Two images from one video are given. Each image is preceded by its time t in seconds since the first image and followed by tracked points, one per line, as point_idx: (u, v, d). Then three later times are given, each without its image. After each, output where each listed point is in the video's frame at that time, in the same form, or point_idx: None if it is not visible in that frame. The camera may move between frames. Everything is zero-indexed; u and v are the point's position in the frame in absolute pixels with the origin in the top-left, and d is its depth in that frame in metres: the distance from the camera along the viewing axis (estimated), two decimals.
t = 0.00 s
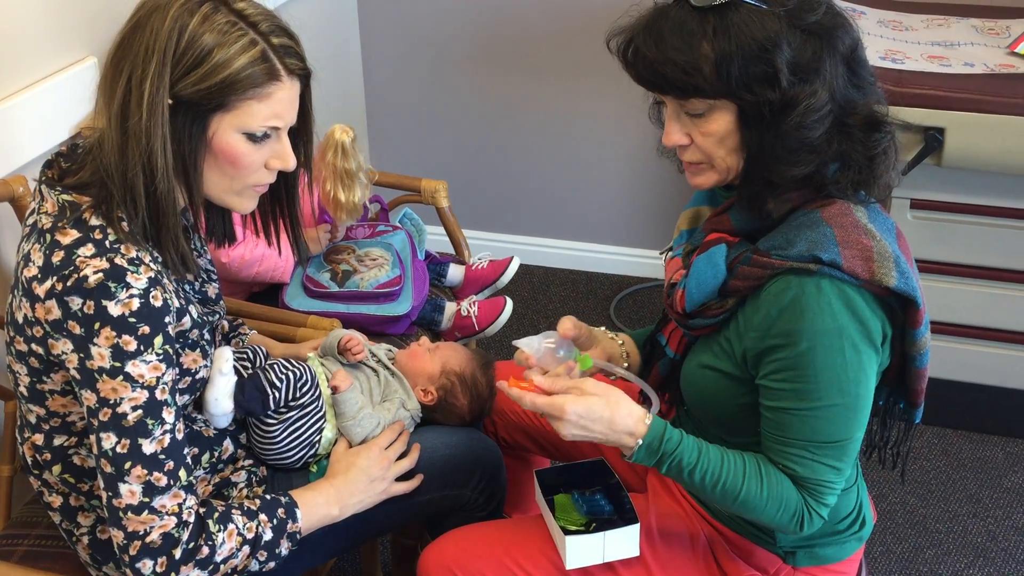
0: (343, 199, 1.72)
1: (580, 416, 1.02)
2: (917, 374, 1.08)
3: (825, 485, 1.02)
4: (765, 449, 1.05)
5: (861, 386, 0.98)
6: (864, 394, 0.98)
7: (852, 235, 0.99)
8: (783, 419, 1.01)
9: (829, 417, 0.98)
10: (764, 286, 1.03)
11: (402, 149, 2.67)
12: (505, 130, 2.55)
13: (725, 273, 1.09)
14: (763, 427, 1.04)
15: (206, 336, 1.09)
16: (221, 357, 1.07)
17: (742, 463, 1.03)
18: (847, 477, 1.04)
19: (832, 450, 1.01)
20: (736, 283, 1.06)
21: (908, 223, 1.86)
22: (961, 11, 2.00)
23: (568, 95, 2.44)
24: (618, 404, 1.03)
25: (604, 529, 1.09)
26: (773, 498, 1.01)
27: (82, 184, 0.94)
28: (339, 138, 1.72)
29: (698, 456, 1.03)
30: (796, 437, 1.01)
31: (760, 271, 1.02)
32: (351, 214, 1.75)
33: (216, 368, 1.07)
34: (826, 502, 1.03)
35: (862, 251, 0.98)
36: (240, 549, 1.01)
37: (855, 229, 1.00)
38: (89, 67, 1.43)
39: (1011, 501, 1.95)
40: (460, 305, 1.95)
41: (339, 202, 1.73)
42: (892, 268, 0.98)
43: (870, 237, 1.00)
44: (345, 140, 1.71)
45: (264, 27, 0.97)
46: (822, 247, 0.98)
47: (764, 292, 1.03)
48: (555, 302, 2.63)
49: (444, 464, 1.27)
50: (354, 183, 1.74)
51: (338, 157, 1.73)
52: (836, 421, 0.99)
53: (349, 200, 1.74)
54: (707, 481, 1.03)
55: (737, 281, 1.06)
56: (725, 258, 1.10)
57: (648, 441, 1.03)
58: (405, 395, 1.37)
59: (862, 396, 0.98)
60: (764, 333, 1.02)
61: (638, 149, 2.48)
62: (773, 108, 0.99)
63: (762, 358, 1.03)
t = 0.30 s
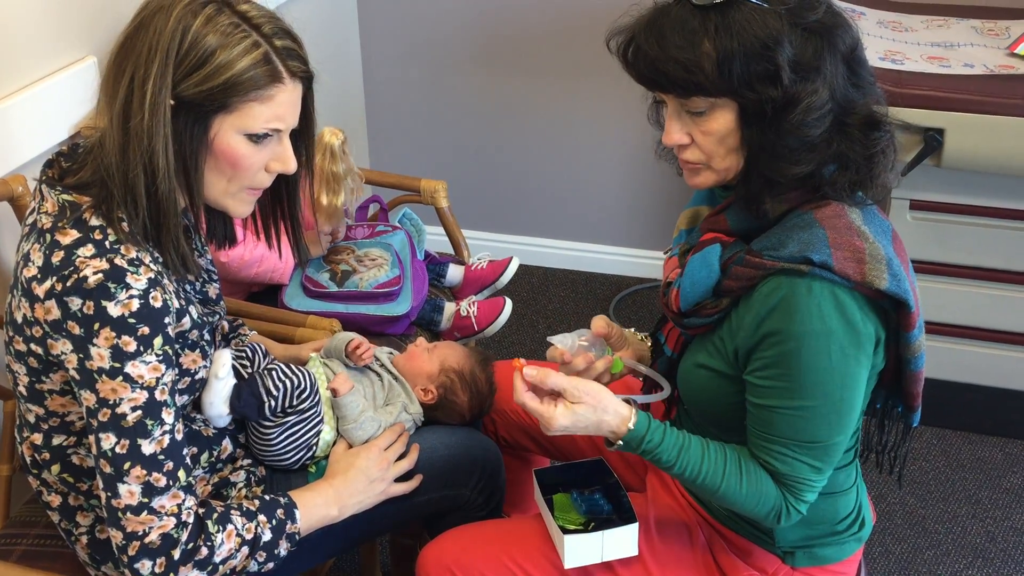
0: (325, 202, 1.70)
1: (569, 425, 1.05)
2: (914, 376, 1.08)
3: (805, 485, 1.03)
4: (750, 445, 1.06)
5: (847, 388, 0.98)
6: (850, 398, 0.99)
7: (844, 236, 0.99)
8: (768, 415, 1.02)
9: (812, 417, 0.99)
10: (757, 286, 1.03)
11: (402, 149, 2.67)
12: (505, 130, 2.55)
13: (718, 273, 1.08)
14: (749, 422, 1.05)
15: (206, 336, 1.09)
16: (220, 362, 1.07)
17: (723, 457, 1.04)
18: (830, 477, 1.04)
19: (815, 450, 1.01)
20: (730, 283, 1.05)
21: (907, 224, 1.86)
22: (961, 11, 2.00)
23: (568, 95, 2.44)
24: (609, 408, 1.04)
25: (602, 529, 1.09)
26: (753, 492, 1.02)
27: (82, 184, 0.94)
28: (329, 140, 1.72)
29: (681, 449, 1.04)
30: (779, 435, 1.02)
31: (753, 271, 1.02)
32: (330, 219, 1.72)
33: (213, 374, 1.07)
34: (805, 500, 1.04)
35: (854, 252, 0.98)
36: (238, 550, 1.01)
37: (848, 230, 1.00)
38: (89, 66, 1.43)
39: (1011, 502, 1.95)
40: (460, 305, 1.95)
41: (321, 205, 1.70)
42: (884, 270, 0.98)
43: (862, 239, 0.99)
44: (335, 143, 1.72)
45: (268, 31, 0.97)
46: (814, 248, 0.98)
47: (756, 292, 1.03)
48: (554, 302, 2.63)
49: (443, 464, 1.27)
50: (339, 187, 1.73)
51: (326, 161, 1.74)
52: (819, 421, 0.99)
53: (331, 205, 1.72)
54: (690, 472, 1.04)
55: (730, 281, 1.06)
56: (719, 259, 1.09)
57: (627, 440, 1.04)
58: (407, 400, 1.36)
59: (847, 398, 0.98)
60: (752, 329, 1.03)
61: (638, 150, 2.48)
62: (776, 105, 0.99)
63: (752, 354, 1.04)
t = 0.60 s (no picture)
0: (335, 205, 1.69)
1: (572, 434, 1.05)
2: (916, 379, 1.08)
3: (804, 487, 1.02)
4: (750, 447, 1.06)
5: (847, 391, 0.98)
6: (850, 401, 0.99)
7: (846, 239, 0.99)
8: (767, 416, 1.02)
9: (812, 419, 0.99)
10: (759, 289, 1.03)
11: (403, 153, 2.67)
12: (506, 134, 2.56)
13: (720, 274, 1.09)
14: (749, 423, 1.05)
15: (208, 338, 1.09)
16: (216, 379, 1.06)
17: (723, 458, 1.04)
18: (829, 480, 1.04)
19: (814, 452, 1.01)
20: (732, 285, 1.06)
21: (908, 229, 1.86)
22: (961, 17, 2.01)
23: (569, 99, 2.45)
24: (611, 413, 1.04)
25: (603, 531, 1.09)
26: (752, 494, 1.02)
27: (85, 186, 0.94)
28: (336, 143, 1.71)
29: (681, 450, 1.04)
30: (779, 437, 1.02)
31: (755, 273, 1.02)
32: (344, 220, 1.72)
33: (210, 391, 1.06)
34: (805, 502, 1.04)
35: (856, 255, 0.98)
36: (239, 552, 1.01)
37: (850, 233, 1.00)
38: (92, 69, 1.43)
39: (1011, 506, 1.95)
40: (461, 308, 1.95)
41: (332, 208, 1.70)
42: (885, 273, 0.98)
43: (864, 242, 0.99)
44: (342, 146, 1.71)
45: (270, 33, 0.98)
46: (816, 251, 0.98)
47: (758, 294, 1.03)
48: (555, 306, 2.63)
49: (444, 467, 1.27)
50: (348, 189, 1.71)
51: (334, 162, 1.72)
52: (819, 424, 0.99)
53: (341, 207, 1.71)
54: (691, 473, 1.04)
55: (732, 283, 1.06)
56: (721, 260, 1.09)
57: (627, 442, 1.05)
58: (410, 403, 1.37)
59: (847, 401, 0.98)
60: (753, 330, 1.03)
61: (638, 154, 2.48)
62: (777, 108, 1.00)
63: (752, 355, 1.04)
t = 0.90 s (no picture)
0: (339, 213, 1.69)
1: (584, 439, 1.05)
2: (921, 389, 1.08)
3: (813, 496, 1.02)
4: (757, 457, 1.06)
5: (855, 400, 0.98)
6: (858, 409, 0.99)
7: (853, 248, 0.99)
8: (775, 425, 1.02)
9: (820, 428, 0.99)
10: (765, 297, 1.03)
11: (407, 160, 2.68)
12: (510, 142, 2.56)
13: (726, 283, 1.09)
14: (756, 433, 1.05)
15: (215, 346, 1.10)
16: (218, 398, 1.06)
17: (732, 468, 1.04)
18: (837, 488, 1.04)
19: (822, 461, 1.01)
20: (738, 294, 1.06)
21: (912, 237, 1.86)
22: (964, 25, 2.01)
23: (573, 107, 2.45)
24: (624, 428, 1.03)
25: (608, 539, 1.09)
26: (762, 504, 1.02)
27: (92, 194, 0.95)
28: (340, 150, 1.71)
29: (689, 461, 1.04)
30: (786, 447, 1.01)
31: (761, 282, 1.03)
32: (346, 228, 1.71)
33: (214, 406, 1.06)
34: (814, 511, 1.04)
35: (862, 265, 0.98)
36: (245, 559, 1.01)
37: (857, 242, 1.00)
38: (99, 76, 1.44)
39: (1016, 516, 1.94)
40: (465, 316, 1.95)
41: (335, 216, 1.70)
42: (892, 282, 0.98)
43: (871, 251, 0.99)
44: (347, 154, 1.70)
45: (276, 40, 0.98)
46: (822, 260, 0.98)
47: (765, 302, 1.03)
48: (558, 314, 2.63)
49: (448, 475, 1.27)
50: (351, 197, 1.72)
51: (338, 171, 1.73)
52: (827, 433, 0.99)
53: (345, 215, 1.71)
54: (701, 483, 1.04)
55: (739, 292, 1.06)
56: (727, 269, 1.10)
57: (640, 451, 1.03)
58: (416, 409, 1.37)
59: (854, 410, 0.98)
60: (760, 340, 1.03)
61: (642, 161, 2.49)
62: (782, 118, 1.00)
63: (759, 365, 1.04)
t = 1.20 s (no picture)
0: (350, 216, 1.69)
1: (598, 410, 1.01)
2: (936, 398, 1.07)
3: (822, 507, 1.01)
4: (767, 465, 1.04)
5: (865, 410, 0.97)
6: (869, 417, 0.98)
7: (867, 258, 0.99)
8: (785, 432, 1.00)
9: (831, 436, 0.98)
10: (779, 307, 1.03)
11: (419, 168, 2.69)
12: (521, 149, 2.57)
13: (740, 293, 1.09)
14: (765, 440, 1.04)
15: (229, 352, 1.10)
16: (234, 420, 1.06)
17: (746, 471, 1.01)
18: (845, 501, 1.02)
19: (832, 470, 1.00)
20: (752, 304, 1.06)
21: (926, 243, 1.85)
22: (977, 30, 2.01)
23: (584, 114, 2.46)
24: (643, 412, 1.00)
25: (621, 547, 1.09)
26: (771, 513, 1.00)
27: (109, 202, 0.95)
28: (349, 154, 1.71)
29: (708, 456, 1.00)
30: (796, 455, 1.00)
31: (775, 292, 1.03)
32: (359, 232, 1.71)
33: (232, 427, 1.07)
34: (822, 523, 1.02)
35: (877, 274, 0.98)
36: (251, 563, 1.01)
37: (871, 251, 1.00)
38: (114, 86, 1.45)
39: None
40: (477, 323, 1.96)
41: (347, 220, 1.70)
42: (907, 290, 0.97)
43: (885, 260, 0.99)
44: (355, 156, 1.71)
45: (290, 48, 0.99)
46: (836, 270, 0.98)
47: (778, 313, 1.03)
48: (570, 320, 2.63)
49: (461, 482, 1.26)
50: (362, 200, 1.71)
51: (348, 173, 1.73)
52: (838, 442, 0.98)
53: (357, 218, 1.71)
54: (713, 484, 1.01)
55: (751, 302, 1.06)
56: (741, 278, 1.10)
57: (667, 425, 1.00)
58: (427, 416, 1.37)
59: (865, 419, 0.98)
60: (773, 347, 1.02)
61: (653, 168, 2.49)
62: (791, 127, 0.99)
63: (770, 374, 1.03)
